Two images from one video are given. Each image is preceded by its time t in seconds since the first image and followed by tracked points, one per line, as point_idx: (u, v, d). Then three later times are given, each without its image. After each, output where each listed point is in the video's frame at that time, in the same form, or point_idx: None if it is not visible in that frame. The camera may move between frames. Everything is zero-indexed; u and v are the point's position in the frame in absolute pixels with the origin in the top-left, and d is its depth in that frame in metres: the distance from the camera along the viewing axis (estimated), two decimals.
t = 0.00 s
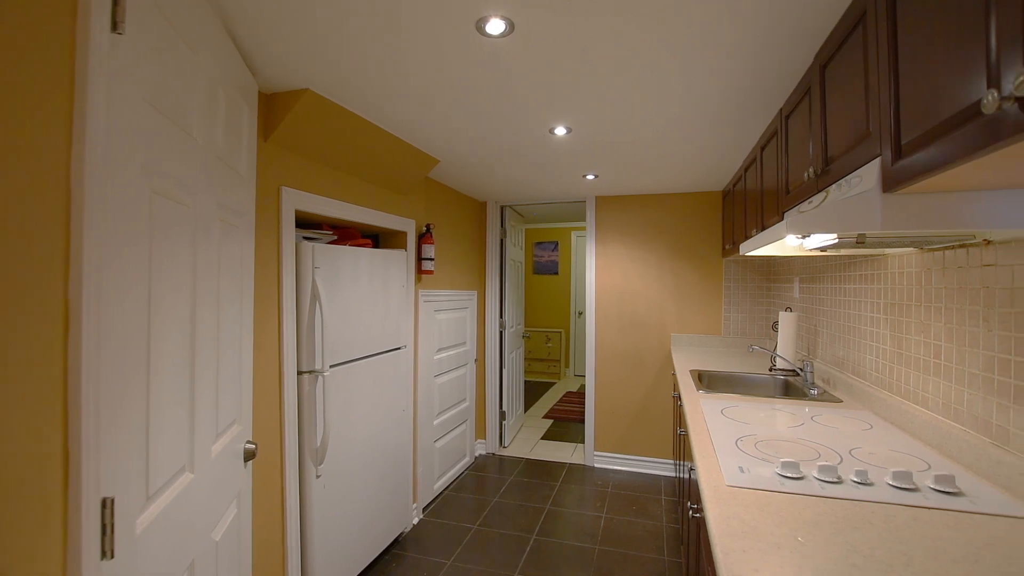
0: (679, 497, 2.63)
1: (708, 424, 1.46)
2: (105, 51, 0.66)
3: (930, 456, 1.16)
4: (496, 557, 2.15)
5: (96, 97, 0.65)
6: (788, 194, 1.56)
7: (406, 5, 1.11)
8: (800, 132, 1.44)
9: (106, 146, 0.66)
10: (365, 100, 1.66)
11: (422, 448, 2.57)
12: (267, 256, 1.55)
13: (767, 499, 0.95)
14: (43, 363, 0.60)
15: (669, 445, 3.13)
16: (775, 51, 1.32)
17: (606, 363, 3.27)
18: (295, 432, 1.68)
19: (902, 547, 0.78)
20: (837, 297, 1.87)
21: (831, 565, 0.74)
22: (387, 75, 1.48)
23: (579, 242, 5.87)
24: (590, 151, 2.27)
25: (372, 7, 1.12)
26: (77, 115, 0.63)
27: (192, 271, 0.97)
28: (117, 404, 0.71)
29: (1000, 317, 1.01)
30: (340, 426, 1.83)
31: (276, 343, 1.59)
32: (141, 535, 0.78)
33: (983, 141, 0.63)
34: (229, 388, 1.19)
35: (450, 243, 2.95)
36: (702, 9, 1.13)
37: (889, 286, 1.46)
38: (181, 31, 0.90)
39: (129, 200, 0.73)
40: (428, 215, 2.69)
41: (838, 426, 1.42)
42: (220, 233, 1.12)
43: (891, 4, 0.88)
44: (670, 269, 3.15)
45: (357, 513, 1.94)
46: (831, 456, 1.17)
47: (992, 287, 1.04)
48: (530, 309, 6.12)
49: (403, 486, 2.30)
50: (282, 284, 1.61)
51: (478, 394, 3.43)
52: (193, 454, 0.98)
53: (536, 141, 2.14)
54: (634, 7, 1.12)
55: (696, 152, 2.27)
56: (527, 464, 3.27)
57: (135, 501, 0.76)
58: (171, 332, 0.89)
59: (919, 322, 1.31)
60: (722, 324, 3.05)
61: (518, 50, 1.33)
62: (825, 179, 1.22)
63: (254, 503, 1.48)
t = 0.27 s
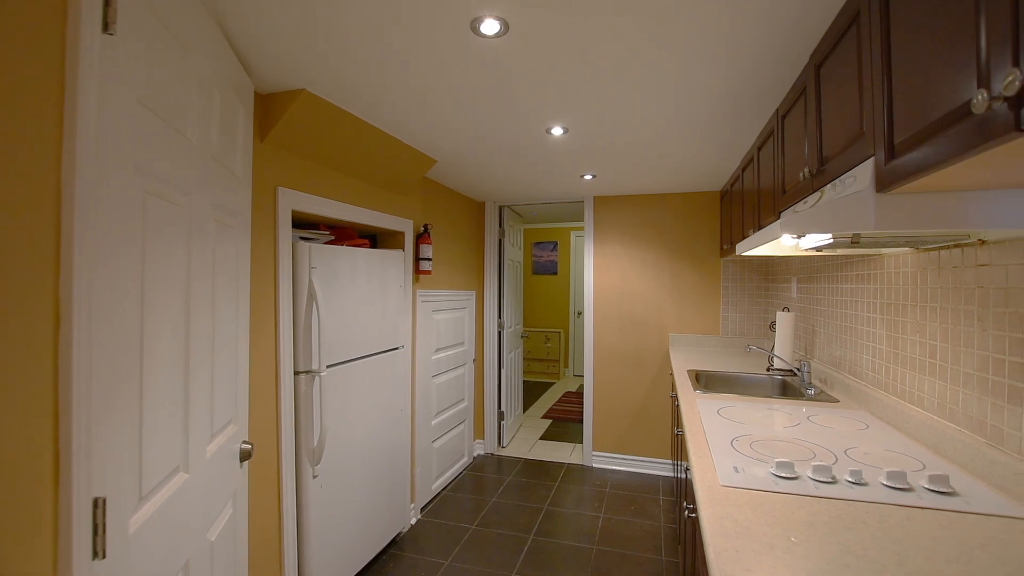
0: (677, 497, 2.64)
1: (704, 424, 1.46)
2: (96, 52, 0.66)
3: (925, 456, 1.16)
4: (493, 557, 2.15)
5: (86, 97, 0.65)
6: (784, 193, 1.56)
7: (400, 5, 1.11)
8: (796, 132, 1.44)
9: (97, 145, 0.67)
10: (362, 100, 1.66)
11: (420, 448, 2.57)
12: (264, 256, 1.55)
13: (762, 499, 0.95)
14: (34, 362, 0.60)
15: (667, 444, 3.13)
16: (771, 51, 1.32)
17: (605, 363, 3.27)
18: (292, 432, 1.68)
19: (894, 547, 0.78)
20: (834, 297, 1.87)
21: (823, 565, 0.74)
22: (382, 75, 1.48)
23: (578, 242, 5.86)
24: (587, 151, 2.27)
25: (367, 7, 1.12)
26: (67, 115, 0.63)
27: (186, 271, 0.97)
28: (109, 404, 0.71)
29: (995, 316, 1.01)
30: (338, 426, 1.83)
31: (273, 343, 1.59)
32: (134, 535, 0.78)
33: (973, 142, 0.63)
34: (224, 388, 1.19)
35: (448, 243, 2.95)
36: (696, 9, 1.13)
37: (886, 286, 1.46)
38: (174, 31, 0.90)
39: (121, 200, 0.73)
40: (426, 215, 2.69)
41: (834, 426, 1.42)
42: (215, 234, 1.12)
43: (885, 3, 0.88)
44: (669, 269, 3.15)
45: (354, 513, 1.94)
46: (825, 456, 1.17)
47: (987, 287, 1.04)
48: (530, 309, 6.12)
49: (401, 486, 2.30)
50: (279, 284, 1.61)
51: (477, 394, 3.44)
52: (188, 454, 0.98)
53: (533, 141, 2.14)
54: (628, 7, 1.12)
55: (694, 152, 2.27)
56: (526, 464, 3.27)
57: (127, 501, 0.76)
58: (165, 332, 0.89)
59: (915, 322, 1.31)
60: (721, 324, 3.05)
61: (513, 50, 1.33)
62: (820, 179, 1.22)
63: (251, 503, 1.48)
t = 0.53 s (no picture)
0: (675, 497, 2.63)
1: (701, 424, 1.46)
2: (87, 51, 0.66)
3: (921, 456, 1.16)
4: (491, 557, 2.15)
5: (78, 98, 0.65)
6: (781, 194, 1.56)
7: (395, 5, 1.11)
8: (792, 132, 1.44)
9: (89, 145, 0.67)
10: (359, 101, 1.66)
11: (418, 448, 2.57)
12: (261, 255, 1.55)
13: (756, 499, 0.95)
14: (25, 362, 0.60)
15: (666, 445, 3.12)
16: (766, 50, 1.32)
17: (603, 363, 3.27)
18: (289, 432, 1.68)
19: (888, 547, 0.78)
20: (831, 297, 1.87)
21: (817, 565, 0.74)
22: (379, 76, 1.48)
23: (577, 242, 5.86)
24: (585, 151, 2.27)
25: (362, 7, 1.12)
26: (59, 116, 0.63)
27: (181, 271, 0.97)
28: (101, 404, 0.71)
29: (990, 316, 1.01)
30: (335, 426, 1.83)
31: (270, 343, 1.59)
32: (128, 534, 0.78)
33: (964, 143, 0.63)
34: (220, 388, 1.19)
35: (446, 243, 2.95)
36: (690, 9, 1.13)
37: (882, 286, 1.46)
38: (169, 31, 0.90)
39: (114, 199, 0.73)
40: (424, 214, 2.69)
41: (831, 425, 1.42)
42: (211, 234, 1.12)
43: (879, 4, 0.88)
44: (667, 269, 3.15)
45: (351, 513, 1.94)
46: (821, 456, 1.17)
47: (982, 287, 1.04)
48: (529, 309, 6.12)
49: (399, 486, 2.30)
50: (276, 284, 1.61)
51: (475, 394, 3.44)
52: (183, 454, 0.99)
53: (530, 141, 2.14)
54: (623, 6, 1.12)
55: (692, 151, 2.27)
56: (525, 464, 3.27)
57: (121, 502, 0.76)
58: (160, 331, 0.89)
59: (911, 322, 1.31)
60: (719, 324, 3.05)
61: (509, 50, 1.33)
62: (816, 179, 1.21)
63: (247, 502, 1.48)
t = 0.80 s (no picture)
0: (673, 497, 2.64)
1: (696, 424, 1.46)
2: (78, 51, 0.66)
3: (916, 456, 1.16)
4: (488, 557, 2.15)
5: (69, 97, 0.65)
6: (777, 194, 1.56)
7: (390, 5, 1.11)
8: (788, 132, 1.44)
9: (80, 145, 0.67)
10: (355, 101, 1.66)
11: (416, 448, 2.57)
12: (257, 255, 1.55)
13: (750, 500, 0.95)
14: (14, 362, 0.60)
15: (664, 445, 3.12)
16: (761, 50, 1.32)
17: (601, 363, 3.27)
18: (286, 432, 1.69)
19: (880, 547, 0.78)
20: (828, 297, 1.87)
21: (808, 565, 0.74)
22: (376, 76, 1.49)
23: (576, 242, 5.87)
24: (582, 151, 2.27)
25: (357, 7, 1.12)
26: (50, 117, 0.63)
27: (175, 271, 0.97)
28: (92, 405, 0.71)
29: (984, 316, 1.01)
30: (332, 426, 1.83)
31: (266, 343, 1.59)
32: (120, 534, 0.78)
33: (956, 142, 0.63)
34: (215, 388, 1.19)
35: (444, 243, 2.95)
36: (685, 9, 1.13)
37: (878, 286, 1.46)
38: (163, 31, 0.90)
39: (105, 199, 0.73)
40: (421, 214, 2.69)
41: (827, 426, 1.42)
42: (206, 234, 1.12)
43: (872, 5, 0.88)
44: (665, 269, 3.15)
45: (348, 513, 1.94)
46: (815, 456, 1.17)
47: (976, 287, 1.04)
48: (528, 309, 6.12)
49: (396, 486, 2.30)
50: (272, 284, 1.61)
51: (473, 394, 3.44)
52: (177, 454, 0.99)
53: (527, 141, 2.14)
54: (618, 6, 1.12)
55: (689, 151, 2.27)
56: (523, 464, 3.28)
57: (113, 502, 0.76)
58: (153, 331, 0.89)
59: (907, 322, 1.31)
60: (717, 324, 3.05)
61: (504, 50, 1.33)
62: (811, 179, 1.21)
63: (243, 502, 1.48)
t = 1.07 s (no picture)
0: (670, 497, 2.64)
1: (691, 424, 1.46)
2: (66, 51, 0.66)
3: (909, 456, 1.16)
4: (484, 557, 2.15)
5: (58, 98, 0.65)
6: (773, 193, 1.56)
7: (383, 5, 1.11)
8: (782, 132, 1.44)
9: (69, 145, 0.67)
10: (350, 101, 1.66)
11: (413, 448, 2.57)
12: (253, 256, 1.55)
13: (742, 499, 0.95)
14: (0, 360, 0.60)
15: (662, 445, 3.12)
16: (756, 50, 1.32)
17: (599, 363, 3.27)
18: (282, 432, 1.69)
19: (871, 547, 0.78)
20: (824, 297, 1.86)
21: (798, 565, 0.74)
22: (370, 76, 1.49)
23: (575, 242, 5.87)
24: (579, 151, 2.27)
25: (350, 7, 1.12)
26: (38, 117, 0.63)
27: (168, 271, 0.97)
28: (82, 403, 0.71)
29: (977, 316, 1.01)
30: (328, 425, 1.84)
31: (262, 343, 1.59)
32: (111, 534, 0.78)
33: (946, 142, 0.63)
34: (209, 388, 1.19)
35: (442, 243, 2.95)
36: (677, 9, 1.14)
37: (874, 286, 1.46)
38: (154, 31, 0.91)
39: (94, 199, 0.73)
40: (419, 214, 2.69)
41: (822, 426, 1.42)
42: (199, 234, 1.12)
43: (863, 5, 0.88)
44: (663, 269, 3.15)
45: (345, 513, 1.94)
46: (809, 456, 1.17)
47: (969, 287, 1.04)
48: (527, 309, 6.12)
49: (393, 486, 2.31)
50: (268, 284, 1.61)
51: (471, 394, 3.44)
52: (169, 454, 0.99)
53: (524, 141, 2.14)
54: (610, 6, 1.12)
55: (686, 151, 2.27)
56: (521, 464, 3.28)
57: (103, 502, 0.76)
58: (145, 331, 0.89)
59: (901, 322, 1.31)
60: (715, 324, 3.05)
61: (498, 51, 1.34)
62: (805, 178, 1.21)
63: (238, 503, 1.48)
